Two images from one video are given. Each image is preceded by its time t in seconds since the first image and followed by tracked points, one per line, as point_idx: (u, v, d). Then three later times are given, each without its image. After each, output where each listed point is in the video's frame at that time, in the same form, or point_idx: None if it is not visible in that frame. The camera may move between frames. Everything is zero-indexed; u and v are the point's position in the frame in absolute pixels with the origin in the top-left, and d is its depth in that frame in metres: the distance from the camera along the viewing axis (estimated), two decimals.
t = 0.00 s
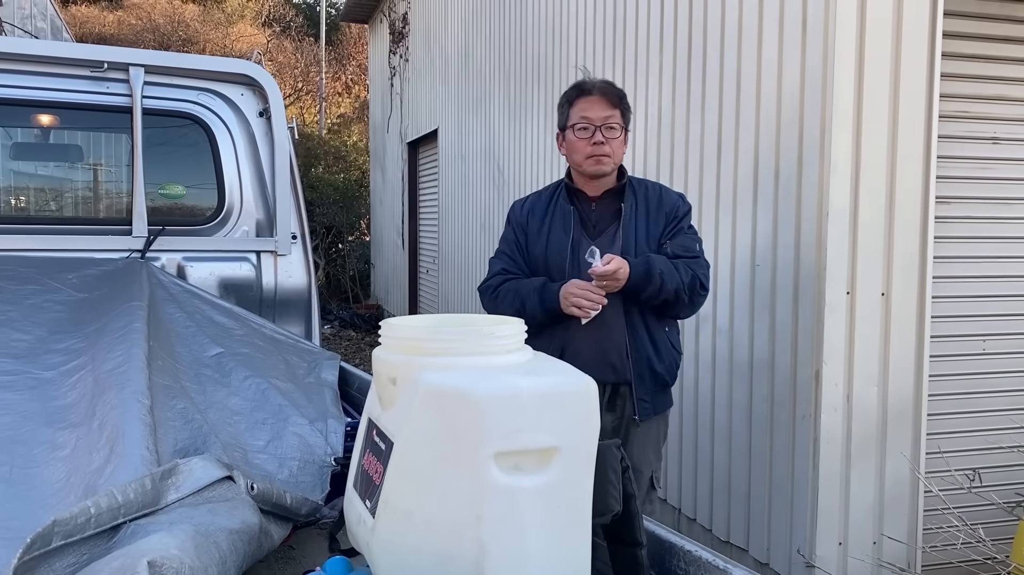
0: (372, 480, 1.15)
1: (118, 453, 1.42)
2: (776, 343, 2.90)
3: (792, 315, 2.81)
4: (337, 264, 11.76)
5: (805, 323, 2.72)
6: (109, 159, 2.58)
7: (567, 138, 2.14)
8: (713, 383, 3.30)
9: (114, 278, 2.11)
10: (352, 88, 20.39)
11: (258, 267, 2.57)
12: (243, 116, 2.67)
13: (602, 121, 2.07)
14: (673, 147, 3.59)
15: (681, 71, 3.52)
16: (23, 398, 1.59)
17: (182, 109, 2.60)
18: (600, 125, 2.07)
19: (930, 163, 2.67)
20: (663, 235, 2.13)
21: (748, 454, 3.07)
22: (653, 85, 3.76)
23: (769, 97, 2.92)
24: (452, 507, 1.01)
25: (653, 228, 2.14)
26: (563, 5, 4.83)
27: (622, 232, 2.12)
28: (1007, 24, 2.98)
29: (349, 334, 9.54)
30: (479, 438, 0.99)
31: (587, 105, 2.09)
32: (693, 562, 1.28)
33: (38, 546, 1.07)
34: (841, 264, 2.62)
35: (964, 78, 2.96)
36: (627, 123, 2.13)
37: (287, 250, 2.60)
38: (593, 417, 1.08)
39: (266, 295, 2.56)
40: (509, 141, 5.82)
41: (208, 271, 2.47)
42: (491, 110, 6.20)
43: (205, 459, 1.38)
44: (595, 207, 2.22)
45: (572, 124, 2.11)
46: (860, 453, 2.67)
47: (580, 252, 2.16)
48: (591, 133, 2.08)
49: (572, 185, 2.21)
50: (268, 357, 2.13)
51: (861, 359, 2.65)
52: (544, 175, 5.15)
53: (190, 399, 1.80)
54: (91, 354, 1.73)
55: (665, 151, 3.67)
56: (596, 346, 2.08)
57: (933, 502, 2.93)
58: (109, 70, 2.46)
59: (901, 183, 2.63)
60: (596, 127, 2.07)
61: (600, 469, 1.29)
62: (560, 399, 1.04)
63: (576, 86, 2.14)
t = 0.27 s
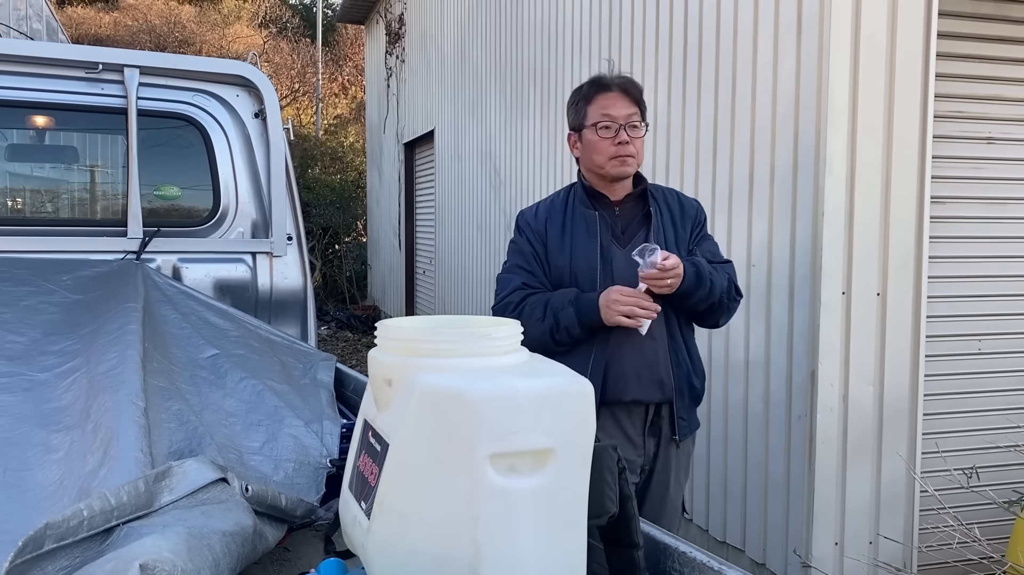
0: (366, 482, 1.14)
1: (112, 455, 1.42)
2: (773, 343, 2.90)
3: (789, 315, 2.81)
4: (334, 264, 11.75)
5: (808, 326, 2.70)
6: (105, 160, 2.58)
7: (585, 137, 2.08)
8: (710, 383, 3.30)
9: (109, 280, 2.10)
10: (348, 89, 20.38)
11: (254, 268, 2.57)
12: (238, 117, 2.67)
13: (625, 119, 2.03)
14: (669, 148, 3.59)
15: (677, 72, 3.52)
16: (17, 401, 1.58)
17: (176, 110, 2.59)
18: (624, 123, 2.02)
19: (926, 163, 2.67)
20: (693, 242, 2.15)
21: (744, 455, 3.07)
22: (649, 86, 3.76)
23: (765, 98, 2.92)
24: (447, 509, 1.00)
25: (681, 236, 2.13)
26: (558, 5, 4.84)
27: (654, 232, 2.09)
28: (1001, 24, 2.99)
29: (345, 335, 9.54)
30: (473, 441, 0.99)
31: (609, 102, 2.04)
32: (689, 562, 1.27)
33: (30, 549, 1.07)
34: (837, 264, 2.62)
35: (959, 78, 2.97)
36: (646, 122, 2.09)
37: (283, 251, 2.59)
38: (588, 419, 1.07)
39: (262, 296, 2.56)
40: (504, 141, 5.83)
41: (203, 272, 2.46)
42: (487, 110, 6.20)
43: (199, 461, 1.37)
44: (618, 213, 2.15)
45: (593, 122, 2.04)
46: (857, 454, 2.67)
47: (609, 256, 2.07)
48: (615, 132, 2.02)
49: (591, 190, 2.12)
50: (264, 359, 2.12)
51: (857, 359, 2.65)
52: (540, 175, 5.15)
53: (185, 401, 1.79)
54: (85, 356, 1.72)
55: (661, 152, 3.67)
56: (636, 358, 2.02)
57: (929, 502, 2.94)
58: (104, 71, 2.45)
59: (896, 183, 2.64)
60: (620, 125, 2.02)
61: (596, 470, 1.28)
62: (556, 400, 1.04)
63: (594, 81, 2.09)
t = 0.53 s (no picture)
0: (360, 485, 1.15)
1: (107, 458, 1.42)
2: (770, 344, 2.90)
3: (785, 316, 2.81)
4: (331, 265, 11.75)
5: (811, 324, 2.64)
6: (103, 162, 2.57)
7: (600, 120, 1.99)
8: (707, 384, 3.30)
9: (105, 282, 2.09)
10: (346, 90, 20.38)
11: (250, 270, 2.57)
12: (235, 119, 2.67)
13: (641, 102, 1.93)
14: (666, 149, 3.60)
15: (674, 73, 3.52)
16: (12, 403, 1.58)
17: (173, 111, 2.59)
18: (640, 106, 1.92)
19: (921, 165, 2.68)
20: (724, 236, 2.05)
21: (742, 455, 3.07)
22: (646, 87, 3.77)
23: (761, 99, 2.92)
24: (440, 511, 1.00)
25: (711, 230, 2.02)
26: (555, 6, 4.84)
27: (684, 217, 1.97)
28: (997, 25, 3.00)
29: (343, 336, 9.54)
30: (468, 443, 0.99)
31: (625, 83, 1.94)
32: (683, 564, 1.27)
33: (24, 552, 1.07)
34: (833, 265, 2.63)
35: (955, 80, 2.97)
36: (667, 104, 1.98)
37: (279, 253, 2.60)
38: (582, 421, 1.08)
39: (258, 298, 2.56)
40: (501, 142, 5.83)
41: (200, 274, 2.46)
42: (484, 111, 6.20)
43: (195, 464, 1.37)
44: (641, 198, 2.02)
45: (608, 105, 1.96)
46: (854, 454, 2.68)
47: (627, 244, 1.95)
48: (629, 115, 1.93)
49: (611, 176, 2.01)
50: (260, 360, 2.13)
51: (853, 359, 2.66)
52: (537, 176, 5.15)
53: (181, 402, 1.79)
54: (81, 358, 1.72)
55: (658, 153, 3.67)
56: (665, 353, 1.89)
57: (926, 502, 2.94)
58: (100, 73, 2.45)
59: (892, 185, 2.64)
60: (636, 108, 1.93)
61: (590, 471, 1.28)
62: (549, 402, 1.04)
63: (612, 59, 1.99)
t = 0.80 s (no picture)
0: (356, 486, 1.15)
1: (103, 459, 1.42)
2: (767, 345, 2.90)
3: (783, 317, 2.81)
4: (329, 267, 11.75)
5: (814, 325, 2.59)
6: (100, 163, 2.56)
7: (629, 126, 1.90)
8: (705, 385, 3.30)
9: (102, 284, 2.10)
10: (344, 91, 20.38)
11: (248, 271, 2.57)
12: (231, 121, 2.67)
13: (672, 104, 1.83)
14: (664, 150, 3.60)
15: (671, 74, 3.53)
16: (8, 405, 1.58)
17: (170, 113, 2.59)
18: (672, 109, 1.82)
19: (918, 166, 2.69)
20: (772, 257, 1.93)
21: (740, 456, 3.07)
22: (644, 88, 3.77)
23: (758, 100, 2.92)
24: (436, 512, 1.01)
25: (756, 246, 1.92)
26: (553, 8, 4.85)
27: (724, 234, 1.85)
28: (993, 27, 3.01)
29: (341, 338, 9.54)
30: (463, 443, 0.99)
31: (656, 85, 1.85)
32: (678, 565, 1.27)
33: (20, 554, 1.07)
34: (830, 266, 2.64)
35: (952, 81, 2.98)
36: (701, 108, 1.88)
37: (276, 255, 2.59)
38: (577, 423, 1.08)
39: (256, 299, 2.56)
40: (500, 143, 5.84)
41: (197, 275, 2.46)
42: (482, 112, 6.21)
43: (191, 466, 1.37)
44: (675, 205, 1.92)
45: (637, 109, 1.86)
46: (851, 455, 2.68)
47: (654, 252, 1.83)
48: (660, 119, 1.83)
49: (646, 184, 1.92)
50: (258, 362, 2.13)
51: (851, 360, 2.66)
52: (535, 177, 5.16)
53: (178, 404, 1.79)
54: (78, 360, 1.72)
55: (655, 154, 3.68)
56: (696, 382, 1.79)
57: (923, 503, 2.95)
58: (97, 74, 2.45)
59: (888, 186, 2.65)
60: (666, 111, 1.83)
61: (584, 473, 1.28)
62: (544, 404, 1.04)
63: (643, 58, 1.91)
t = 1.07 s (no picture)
0: (355, 488, 1.15)
1: (102, 461, 1.42)
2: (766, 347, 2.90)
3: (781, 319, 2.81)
4: (328, 268, 11.75)
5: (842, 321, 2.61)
6: (99, 164, 2.56)
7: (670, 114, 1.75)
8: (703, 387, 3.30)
9: (100, 285, 2.10)
10: (343, 92, 20.39)
11: (247, 273, 2.57)
12: (231, 122, 2.67)
13: (711, 92, 1.66)
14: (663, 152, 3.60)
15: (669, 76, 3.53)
16: (6, 407, 1.58)
17: (169, 115, 2.59)
18: (709, 97, 1.66)
19: (916, 168, 2.69)
20: (836, 266, 1.74)
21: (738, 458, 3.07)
22: (642, 89, 3.78)
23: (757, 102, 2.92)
24: (434, 513, 1.01)
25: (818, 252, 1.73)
26: (552, 9, 4.85)
27: (776, 241, 1.69)
28: (992, 29, 3.01)
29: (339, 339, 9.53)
30: (461, 446, 0.99)
31: (697, 68, 1.68)
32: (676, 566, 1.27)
33: (17, 556, 1.07)
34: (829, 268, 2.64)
35: (951, 83, 2.99)
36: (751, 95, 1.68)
37: (275, 256, 2.59)
38: (575, 426, 1.08)
39: (254, 301, 2.56)
40: (499, 144, 5.84)
41: (195, 277, 2.45)
42: (481, 113, 6.21)
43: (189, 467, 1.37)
44: (720, 206, 1.77)
45: (675, 95, 1.70)
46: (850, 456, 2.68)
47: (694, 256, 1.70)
48: (696, 108, 1.67)
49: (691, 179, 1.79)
50: (256, 364, 2.13)
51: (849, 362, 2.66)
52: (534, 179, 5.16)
53: (176, 406, 1.79)
54: (76, 361, 1.72)
55: (654, 156, 3.68)
56: (741, 401, 1.66)
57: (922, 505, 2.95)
58: (96, 76, 2.45)
59: (887, 188, 2.66)
60: (703, 99, 1.66)
61: (583, 475, 1.28)
62: (543, 406, 1.04)
63: (688, 39, 1.73)
